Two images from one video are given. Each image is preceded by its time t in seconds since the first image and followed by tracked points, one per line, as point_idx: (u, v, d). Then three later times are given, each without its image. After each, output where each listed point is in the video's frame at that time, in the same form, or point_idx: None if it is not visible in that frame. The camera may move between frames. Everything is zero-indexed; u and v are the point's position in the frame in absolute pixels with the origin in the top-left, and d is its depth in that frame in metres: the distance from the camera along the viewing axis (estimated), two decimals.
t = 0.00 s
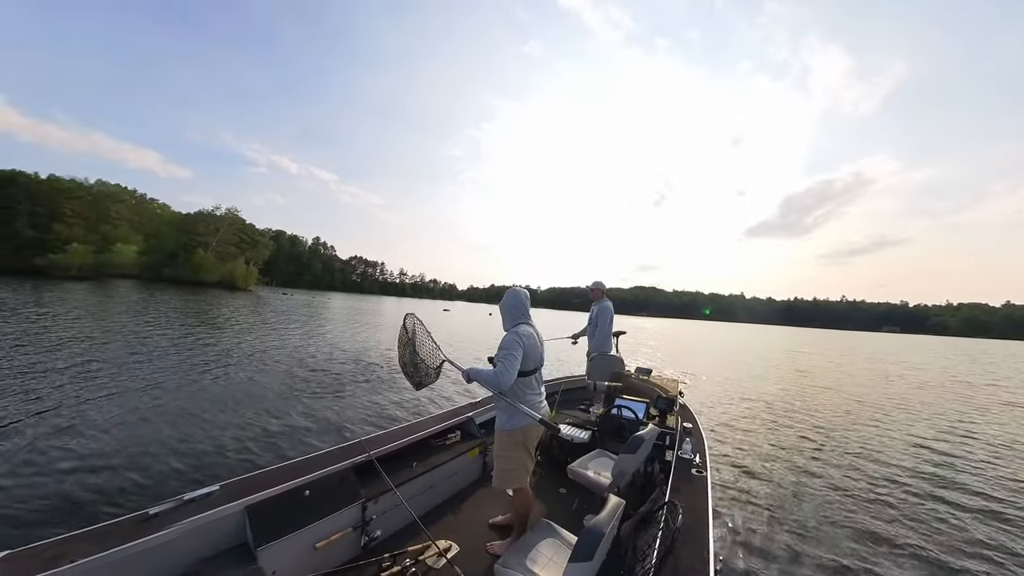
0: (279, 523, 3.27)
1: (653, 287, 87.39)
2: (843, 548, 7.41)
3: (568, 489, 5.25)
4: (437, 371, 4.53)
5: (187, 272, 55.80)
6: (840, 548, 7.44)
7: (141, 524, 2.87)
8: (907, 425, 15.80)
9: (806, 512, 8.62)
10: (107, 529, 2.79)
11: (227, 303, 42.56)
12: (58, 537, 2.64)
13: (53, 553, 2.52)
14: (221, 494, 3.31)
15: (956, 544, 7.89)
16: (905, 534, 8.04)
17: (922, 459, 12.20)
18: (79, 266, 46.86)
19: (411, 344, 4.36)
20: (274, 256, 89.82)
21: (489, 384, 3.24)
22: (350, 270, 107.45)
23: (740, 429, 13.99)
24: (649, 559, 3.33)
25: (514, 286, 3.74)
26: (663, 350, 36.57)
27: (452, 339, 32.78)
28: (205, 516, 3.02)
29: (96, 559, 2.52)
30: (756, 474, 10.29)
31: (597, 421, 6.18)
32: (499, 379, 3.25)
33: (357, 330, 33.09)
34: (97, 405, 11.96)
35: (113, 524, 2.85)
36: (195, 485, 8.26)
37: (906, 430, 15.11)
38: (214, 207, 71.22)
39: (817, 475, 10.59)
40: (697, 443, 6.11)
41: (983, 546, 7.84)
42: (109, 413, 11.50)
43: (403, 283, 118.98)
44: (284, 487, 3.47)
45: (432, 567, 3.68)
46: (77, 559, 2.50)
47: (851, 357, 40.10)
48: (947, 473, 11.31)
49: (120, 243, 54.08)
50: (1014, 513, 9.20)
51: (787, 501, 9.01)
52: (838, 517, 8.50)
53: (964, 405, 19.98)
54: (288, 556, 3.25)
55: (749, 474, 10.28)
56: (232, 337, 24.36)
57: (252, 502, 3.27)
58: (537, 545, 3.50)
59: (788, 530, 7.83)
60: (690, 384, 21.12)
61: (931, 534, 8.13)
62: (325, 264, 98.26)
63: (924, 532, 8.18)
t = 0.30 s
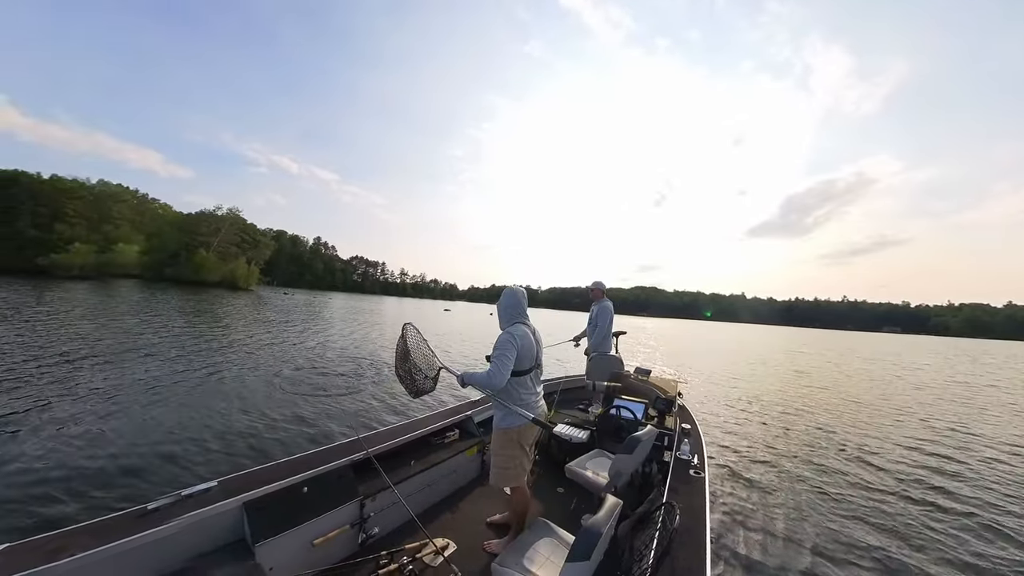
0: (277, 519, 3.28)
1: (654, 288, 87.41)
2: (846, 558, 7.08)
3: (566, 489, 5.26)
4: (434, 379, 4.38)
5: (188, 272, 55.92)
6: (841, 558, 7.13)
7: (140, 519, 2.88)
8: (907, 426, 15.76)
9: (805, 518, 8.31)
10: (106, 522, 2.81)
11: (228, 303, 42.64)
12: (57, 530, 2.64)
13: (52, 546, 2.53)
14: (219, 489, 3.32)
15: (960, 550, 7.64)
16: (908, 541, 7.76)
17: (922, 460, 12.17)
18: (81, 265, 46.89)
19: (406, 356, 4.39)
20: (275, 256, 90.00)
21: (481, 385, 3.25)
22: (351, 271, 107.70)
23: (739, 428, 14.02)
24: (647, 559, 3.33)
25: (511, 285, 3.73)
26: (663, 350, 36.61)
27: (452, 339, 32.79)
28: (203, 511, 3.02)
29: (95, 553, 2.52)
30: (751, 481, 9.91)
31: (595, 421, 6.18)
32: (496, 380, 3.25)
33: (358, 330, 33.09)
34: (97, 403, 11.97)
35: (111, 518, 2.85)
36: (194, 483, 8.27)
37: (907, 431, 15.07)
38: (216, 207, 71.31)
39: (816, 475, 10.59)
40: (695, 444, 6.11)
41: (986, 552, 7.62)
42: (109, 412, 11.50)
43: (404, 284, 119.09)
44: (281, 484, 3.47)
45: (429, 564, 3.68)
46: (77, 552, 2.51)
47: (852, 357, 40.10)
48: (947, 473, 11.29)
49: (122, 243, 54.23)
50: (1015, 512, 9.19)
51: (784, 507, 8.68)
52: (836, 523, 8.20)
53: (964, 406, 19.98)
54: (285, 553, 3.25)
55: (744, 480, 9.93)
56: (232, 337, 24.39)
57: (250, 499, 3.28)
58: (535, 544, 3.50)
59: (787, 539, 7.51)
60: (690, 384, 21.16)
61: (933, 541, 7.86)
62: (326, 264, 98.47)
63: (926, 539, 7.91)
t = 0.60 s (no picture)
0: (277, 519, 3.29)
1: (655, 288, 87.37)
2: (846, 569, 6.85)
3: (565, 490, 5.25)
4: (440, 393, 4.47)
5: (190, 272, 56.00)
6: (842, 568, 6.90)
7: (140, 519, 2.88)
8: (906, 426, 15.77)
9: (804, 527, 8.04)
10: (107, 522, 2.81)
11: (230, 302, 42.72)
12: (56, 530, 2.65)
13: (53, 546, 2.54)
14: (219, 489, 3.33)
15: (961, 557, 7.49)
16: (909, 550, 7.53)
17: (923, 461, 12.16)
18: (83, 265, 46.96)
19: (410, 368, 4.38)
20: (276, 256, 90.09)
21: (480, 387, 3.26)
22: (351, 271, 107.82)
23: (740, 429, 14.01)
24: (647, 559, 3.33)
25: (511, 285, 3.73)
26: (664, 350, 36.62)
27: (453, 339, 32.82)
28: (203, 512, 3.03)
29: (95, 553, 2.53)
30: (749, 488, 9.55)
31: (595, 422, 6.19)
32: (496, 382, 3.26)
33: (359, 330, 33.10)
34: (97, 404, 11.94)
35: (112, 518, 2.86)
36: (193, 483, 8.26)
37: (905, 432, 15.10)
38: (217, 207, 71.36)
39: (816, 476, 10.58)
40: (695, 445, 6.10)
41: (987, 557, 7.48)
42: (109, 412, 11.49)
43: (405, 284, 119.15)
44: (281, 484, 3.47)
45: (429, 565, 3.68)
46: (76, 553, 2.51)
47: (853, 358, 40.07)
48: (948, 474, 11.27)
49: (124, 243, 54.29)
50: (1016, 514, 9.17)
51: (784, 516, 8.38)
52: (836, 527, 8.10)
53: (966, 407, 19.95)
54: (286, 553, 3.26)
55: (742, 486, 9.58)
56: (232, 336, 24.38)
57: (250, 499, 3.28)
58: (535, 544, 3.51)
59: (786, 549, 7.23)
60: (691, 384, 21.16)
61: (936, 548, 7.67)
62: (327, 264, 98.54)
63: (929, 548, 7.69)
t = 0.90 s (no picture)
0: (278, 521, 3.29)
1: (655, 288, 87.33)
2: (846, 572, 6.78)
3: (567, 491, 5.24)
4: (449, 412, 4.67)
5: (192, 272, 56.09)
6: (841, 575, 6.74)
7: (140, 522, 2.89)
8: (908, 427, 15.74)
9: (804, 528, 8.02)
10: (107, 526, 2.82)
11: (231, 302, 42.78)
12: (57, 534, 2.66)
13: (54, 549, 2.55)
14: (220, 492, 3.33)
15: (962, 560, 7.42)
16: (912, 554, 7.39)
17: (924, 462, 12.14)
18: (85, 265, 46.99)
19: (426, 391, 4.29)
20: (278, 256, 90.16)
21: (478, 388, 3.26)
22: (352, 271, 107.91)
23: (741, 430, 14.00)
24: (649, 559, 3.33)
25: (515, 285, 3.74)
26: (665, 350, 36.59)
27: (454, 338, 32.84)
28: (204, 514, 3.03)
29: (95, 556, 2.53)
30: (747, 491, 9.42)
31: (596, 422, 6.18)
32: (495, 384, 3.26)
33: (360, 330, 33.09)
34: (96, 404, 11.93)
35: (112, 521, 2.87)
36: (194, 484, 8.27)
37: (906, 432, 15.07)
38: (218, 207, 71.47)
39: (817, 477, 10.58)
40: (696, 445, 6.10)
41: (988, 561, 7.40)
42: (108, 412, 11.49)
43: (406, 284, 119.22)
44: (282, 486, 3.48)
45: (430, 567, 3.69)
46: (77, 556, 2.51)
47: (854, 358, 40.03)
48: (950, 475, 11.24)
49: (125, 242, 54.30)
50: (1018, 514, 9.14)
51: (783, 519, 8.23)
52: (835, 529, 8.08)
53: (967, 407, 19.92)
54: (287, 555, 3.26)
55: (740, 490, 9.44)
56: (233, 336, 24.40)
57: (251, 501, 3.28)
58: (536, 546, 3.50)
59: (785, 553, 7.13)
60: (692, 384, 21.17)
61: (937, 552, 7.53)
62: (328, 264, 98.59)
63: (931, 551, 7.56)
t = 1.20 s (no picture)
0: (278, 521, 3.30)
1: (656, 288, 87.37)
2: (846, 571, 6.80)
3: (567, 490, 5.25)
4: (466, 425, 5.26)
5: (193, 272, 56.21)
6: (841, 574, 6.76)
7: (142, 521, 2.90)
8: (908, 427, 15.72)
9: (803, 527, 8.05)
10: (107, 526, 2.82)
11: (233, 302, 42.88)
12: (58, 535, 2.66)
13: (55, 549, 2.56)
14: (222, 491, 3.34)
15: (963, 560, 7.41)
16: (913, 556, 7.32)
17: (925, 462, 12.14)
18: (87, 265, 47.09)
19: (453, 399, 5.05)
20: (279, 256, 90.34)
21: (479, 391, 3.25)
22: (353, 271, 108.04)
23: (741, 430, 14.02)
24: (650, 558, 3.35)
25: (520, 286, 3.75)
26: (666, 350, 36.64)
27: (455, 338, 32.86)
28: (206, 514, 3.05)
29: (96, 557, 2.54)
30: (746, 493, 9.34)
31: (596, 421, 6.19)
32: (490, 387, 3.24)
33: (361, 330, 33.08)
34: (95, 404, 11.92)
35: (114, 521, 2.87)
36: (194, 484, 8.28)
37: (907, 432, 15.06)
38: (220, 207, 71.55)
39: (817, 476, 10.59)
40: (696, 444, 6.11)
41: (989, 561, 7.40)
42: (107, 412, 11.46)
43: (407, 284, 119.31)
44: (282, 486, 3.47)
45: (431, 566, 3.69)
46: (77, 556, 2.52)
47: (855, 359, 40.05)
48: (951, 475, 11.24)
49: (127, 242, 54.42)
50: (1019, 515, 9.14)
51: (783, 520, 8.19)
52: (835, 528, 8.08)
53: (968, 407, 19.93)
54: (288, 555, 3.27)
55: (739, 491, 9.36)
56: (232, 336, 24.36)
57: (251, 501, 3.29)
58: (536, 546, 3.50)
59: (785, 552, 7.16)
60: (693, 384, 21.19)
61: (938, 554, 7.49)
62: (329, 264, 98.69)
63: (932, 553, 7.50)
